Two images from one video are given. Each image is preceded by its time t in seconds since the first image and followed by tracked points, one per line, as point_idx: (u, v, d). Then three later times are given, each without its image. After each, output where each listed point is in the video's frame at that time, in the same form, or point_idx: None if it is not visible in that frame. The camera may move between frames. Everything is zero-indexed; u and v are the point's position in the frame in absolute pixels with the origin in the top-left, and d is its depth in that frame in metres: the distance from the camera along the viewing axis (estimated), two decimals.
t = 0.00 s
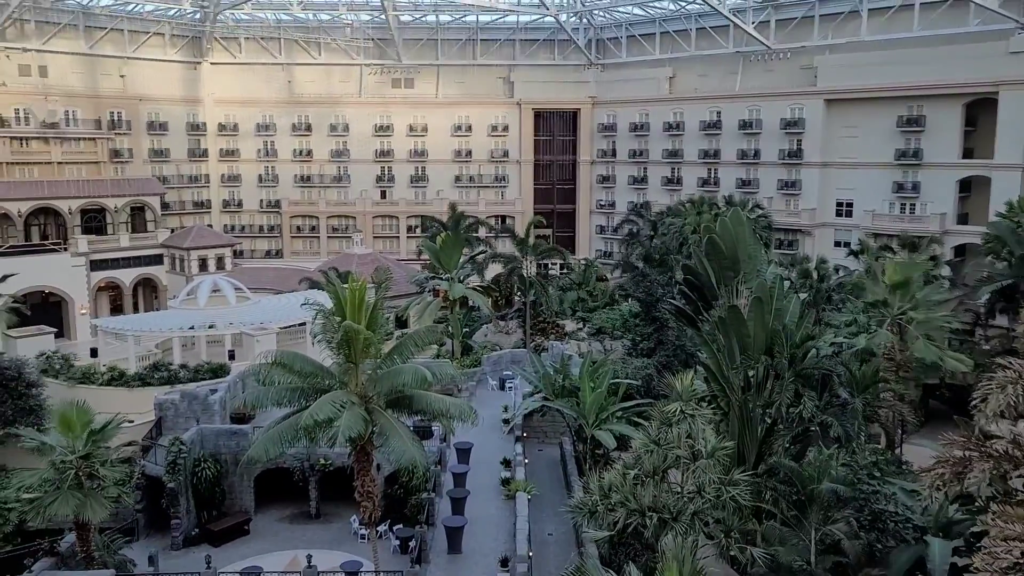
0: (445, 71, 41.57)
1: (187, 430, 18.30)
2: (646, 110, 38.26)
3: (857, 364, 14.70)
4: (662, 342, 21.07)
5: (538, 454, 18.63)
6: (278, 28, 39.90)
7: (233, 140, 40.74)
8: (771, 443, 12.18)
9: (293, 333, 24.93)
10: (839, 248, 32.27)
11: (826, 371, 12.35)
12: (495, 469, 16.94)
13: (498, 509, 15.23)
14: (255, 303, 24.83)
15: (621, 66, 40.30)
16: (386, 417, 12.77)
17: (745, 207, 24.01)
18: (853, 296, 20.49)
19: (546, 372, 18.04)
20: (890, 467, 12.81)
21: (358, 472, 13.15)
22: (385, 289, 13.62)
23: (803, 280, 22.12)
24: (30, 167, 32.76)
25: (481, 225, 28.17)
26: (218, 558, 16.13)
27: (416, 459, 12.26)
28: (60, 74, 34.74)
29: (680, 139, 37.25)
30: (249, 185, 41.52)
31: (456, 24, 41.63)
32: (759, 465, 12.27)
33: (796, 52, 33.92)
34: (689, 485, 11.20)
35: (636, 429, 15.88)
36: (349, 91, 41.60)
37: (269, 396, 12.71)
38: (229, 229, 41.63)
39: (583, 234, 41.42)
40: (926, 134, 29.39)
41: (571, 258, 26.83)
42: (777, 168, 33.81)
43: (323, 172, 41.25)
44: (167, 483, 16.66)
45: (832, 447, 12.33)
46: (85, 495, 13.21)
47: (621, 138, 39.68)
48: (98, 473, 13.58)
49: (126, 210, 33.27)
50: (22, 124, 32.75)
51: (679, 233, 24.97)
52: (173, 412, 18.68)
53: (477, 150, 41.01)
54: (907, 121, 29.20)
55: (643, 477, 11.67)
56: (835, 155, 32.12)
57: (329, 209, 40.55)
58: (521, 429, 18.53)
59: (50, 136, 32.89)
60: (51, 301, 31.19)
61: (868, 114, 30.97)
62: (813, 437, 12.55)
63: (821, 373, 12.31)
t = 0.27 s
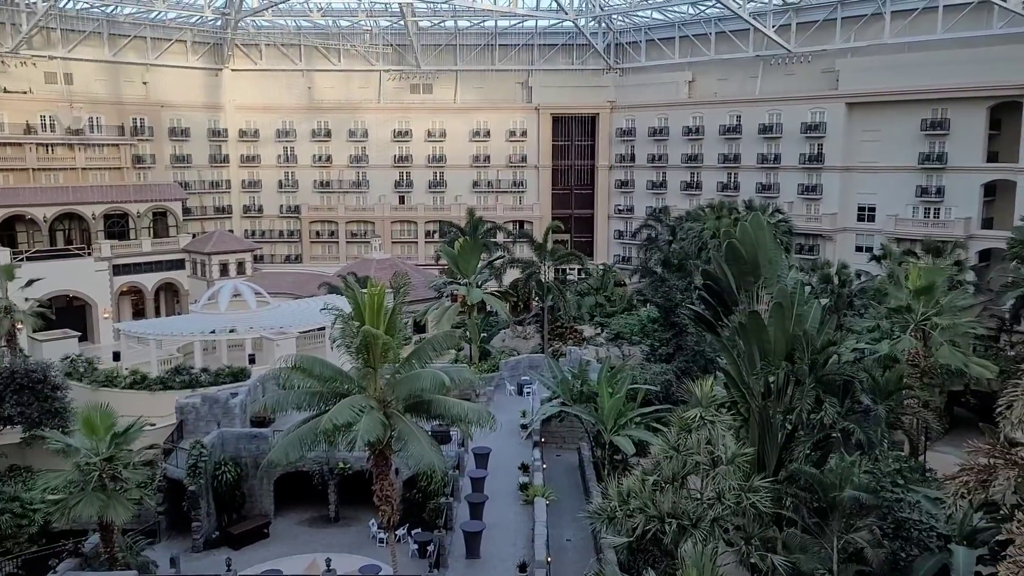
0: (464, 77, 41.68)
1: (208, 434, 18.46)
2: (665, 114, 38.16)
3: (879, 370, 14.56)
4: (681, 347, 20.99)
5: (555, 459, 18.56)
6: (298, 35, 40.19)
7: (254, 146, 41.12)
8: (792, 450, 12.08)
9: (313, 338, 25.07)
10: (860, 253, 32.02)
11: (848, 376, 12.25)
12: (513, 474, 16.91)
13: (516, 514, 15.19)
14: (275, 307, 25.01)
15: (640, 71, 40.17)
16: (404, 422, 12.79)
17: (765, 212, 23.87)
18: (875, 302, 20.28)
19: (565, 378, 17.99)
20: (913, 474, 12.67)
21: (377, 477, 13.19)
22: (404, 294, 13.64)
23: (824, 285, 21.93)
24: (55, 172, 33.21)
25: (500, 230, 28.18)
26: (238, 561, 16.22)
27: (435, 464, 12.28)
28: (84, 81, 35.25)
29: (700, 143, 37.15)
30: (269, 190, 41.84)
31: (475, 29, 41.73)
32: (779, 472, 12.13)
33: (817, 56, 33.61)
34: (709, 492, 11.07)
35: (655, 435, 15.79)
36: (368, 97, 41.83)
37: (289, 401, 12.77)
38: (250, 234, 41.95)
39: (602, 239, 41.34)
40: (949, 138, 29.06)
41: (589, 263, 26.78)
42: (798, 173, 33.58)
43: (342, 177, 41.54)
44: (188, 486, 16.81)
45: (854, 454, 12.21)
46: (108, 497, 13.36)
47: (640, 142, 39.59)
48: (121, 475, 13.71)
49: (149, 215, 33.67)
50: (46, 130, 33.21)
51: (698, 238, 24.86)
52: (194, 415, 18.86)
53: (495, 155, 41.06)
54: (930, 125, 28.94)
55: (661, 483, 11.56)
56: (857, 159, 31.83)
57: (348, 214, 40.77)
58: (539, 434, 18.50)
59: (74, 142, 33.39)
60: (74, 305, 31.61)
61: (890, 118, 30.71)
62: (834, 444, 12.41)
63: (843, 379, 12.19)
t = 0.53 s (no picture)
0: (500, 78, 41.74)
1: (249, 432, 18.75)
2: (704, 114, 37.96)
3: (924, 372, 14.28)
4: (720, 349, 20.81)
5: (591, 461, 18.42)
6: (337, 38, 40.55)
7: (293, 148, 41.70)
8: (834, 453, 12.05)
9: (351, 338, 25.33)
10: (906, 253, 31.34)
11: (891, 379, 12.11)
12: (550, 476, 16.87)
13: (553, 516, 15.19)
14: (315, 308, 25.32)
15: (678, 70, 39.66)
16: (441, 422, 12.77)
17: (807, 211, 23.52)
18: (920, 303, 19.85)
19: (602, 380, 17.92)
20: (962, 479, 12.34)
21: (414, 477, 13.25)
22: (441, 295, 13.71)
23: (867, 286, 21.53)
24: (102, 176, 33.84)
25: (536, 231, 28.17)
26: (279, 559, 16.37)
27: (472, 464, 12.26)
28: (129, 86, 36.09)
29: (739, 142, 36.73)
30: (309, 193, 42.35)
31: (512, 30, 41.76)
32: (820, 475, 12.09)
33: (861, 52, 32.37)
34: (749, 495, 11.17)
35: (693, 438, 15.59)
36: (406, 99, 42.13)
37: (327, 400, 12.86)
38: (290, 236, 42.51)
39: (639, 240, 41.03)
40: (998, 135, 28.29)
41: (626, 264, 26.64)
42: (840, 172, 33.00)
43: (381, 179, 42.01)
44: (230, 484, 17.33)
45: (898, 458, 11.98)
46: (153, 494, 13.64)
47: (678, 142, 39.26)
48: (165, 473, 13.94)
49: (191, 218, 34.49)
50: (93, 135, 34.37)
51: (737, 238, 24.57)
52: (235, 414, 19.22)
53: (532, 156, 41.01)
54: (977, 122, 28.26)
55: (701, 486, 11.75)
56: (902, 158, 31.14)
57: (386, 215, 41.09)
58: (576, 435, 18.45)
59: (119, 146, 34.26)
60: (120, 306, 32.37)
61: (935, 115, 30.05)
62: (879, 447, 12.11)
63: (885, 382, 12.08)
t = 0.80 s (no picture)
0: (545, 77, 41.77)
1: (299, 430, 19.15)
2: (753, 110, 37.22)
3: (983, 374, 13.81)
4: (769, 349, 20.50)
5: (639, 462, 18.39)
6: (383, 40, 40.94)
7: (341, 150, 42.31)
8: (888, 456, 11.62)
9: (398, 338, 25.59)
10: (963, 251, 30.52)
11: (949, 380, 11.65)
12: (596, 476, 16.84)
13: (599, 516, 15.12)
14: (362, 308, 25.66)
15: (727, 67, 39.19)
16: (486, 421, 12.87)
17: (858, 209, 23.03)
18: (978, 303, 19.28)
19: (648, 380, 17.77)
20: None
21: (460, 476, 13.35)
22: (486, 294, 13.77)
23: (922, 285, 20.97)
24: (156, 178, 35.21)
25: (581, 230, 28.08)
26: (328, 555, 16.64)
27: (517, 464, 12.30)
28: (183, 91, 37.13)
29: (788, 140, 36.16)
30: (356, 194, 42.90)
31: (557, 29, 41.74)
32: (874, 479, 11.66)
33: (915, 46, 32.06)
34: (800, 498, 10.87)
35: (741, 439, 15.43)
36: (451, 99, 42.44)
37: (375, 399, 13.03)
38: (337, 236, 43.07)
39: (686, 240, 40.66)
40: None
41: (673, 263, 26.39)
42: (894, 169, 32.24)
43: (426, 180, 42.36)
44: (280, 481, 17.45)
45: (956, 461, 11.59)
46: (206, 491, 13.96)
47: (726, 140, 38.77)
48: (218, 470, 14.29)
49: (242, 218, 35.12)
50: (148, 139, 35.58)
51: (786, 237, 24.17)
52: (285, 412, 19.62)
53: (577, 155, 41.01)
54: None
55: (749, 487, 11.39)
56: (959, 153, 30.36)
57: (431, 215, 41.40)
58: (622, 436, 18.39)
59: (173, 149, 35.33)
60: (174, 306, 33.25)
61: (994, 110, 29.23)
62: (935, 451, 11.82)
63: (943, 383, 11.67)
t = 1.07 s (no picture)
0: (598, 79, 41.62)
1: (353, 430, 19.48)
2: (811, 110, 36.45)
3: None
4: (827, 353, 20.03)
5: (693, 466, 18.25)
6: (436, 45, 41.36)
7: (394, 154, 42.80)
8: (954, 464, 10.99)
9: (450, 340, 25.78)
10: None
11: (1016, 387, 11.31)
12: (649, 480, 16.75)
13: (652, 521, 14.99)
14: (415, 310, 25.93)
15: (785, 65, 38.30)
16: (539, 424, 12.93)
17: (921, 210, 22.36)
18: None
19: (702, 383, 17.48)
20: None
21: (512, 477, 13.38)
22: (538, 296, 13.78)
23: (991, 288, 20.21)
24: (216, 183, 36.16)
25: (634, 232, 27.86)
26: (381, 554, 16.87)
27: (570, 467, 12.28)
28: (241, 97, 38.16)
29: (847, 139, 35.34)
30: (409, 197, 43.34)
31: (610, 30, 41.56)
32: (939, 488, 11.05)
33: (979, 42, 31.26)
34: (860, 506, 10.69)
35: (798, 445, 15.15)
36: (503, 102, 42.60)
37: (427, 400, 13.16)
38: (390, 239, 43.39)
39: (741, 242, 39.90)
40: None
41: (728, 266, 25.99)
42: (958, 168, 31.27)
43: (478, 182, 42.58)
44: (335, 480, 17.76)
45: None
46: (263, 488, 14.30)
47: (783, 139, 38.02)
48: (275, 468, 14.62)
49: (298, 221, 35.84)
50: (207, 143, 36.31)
51: (846, 238, 23.58)
52: (340, 413, 19.94)
53: (629, 156, 40.63)
54: None
55: (807, 494, 11.20)
56: None
57: (483, 218, 41.56)
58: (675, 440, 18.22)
59: (232, 154, 36.21)
60: (233, 308, 34.10)
61: None
62: (1001, 460, 11.44)
63: (1010, 389, 11.26)
